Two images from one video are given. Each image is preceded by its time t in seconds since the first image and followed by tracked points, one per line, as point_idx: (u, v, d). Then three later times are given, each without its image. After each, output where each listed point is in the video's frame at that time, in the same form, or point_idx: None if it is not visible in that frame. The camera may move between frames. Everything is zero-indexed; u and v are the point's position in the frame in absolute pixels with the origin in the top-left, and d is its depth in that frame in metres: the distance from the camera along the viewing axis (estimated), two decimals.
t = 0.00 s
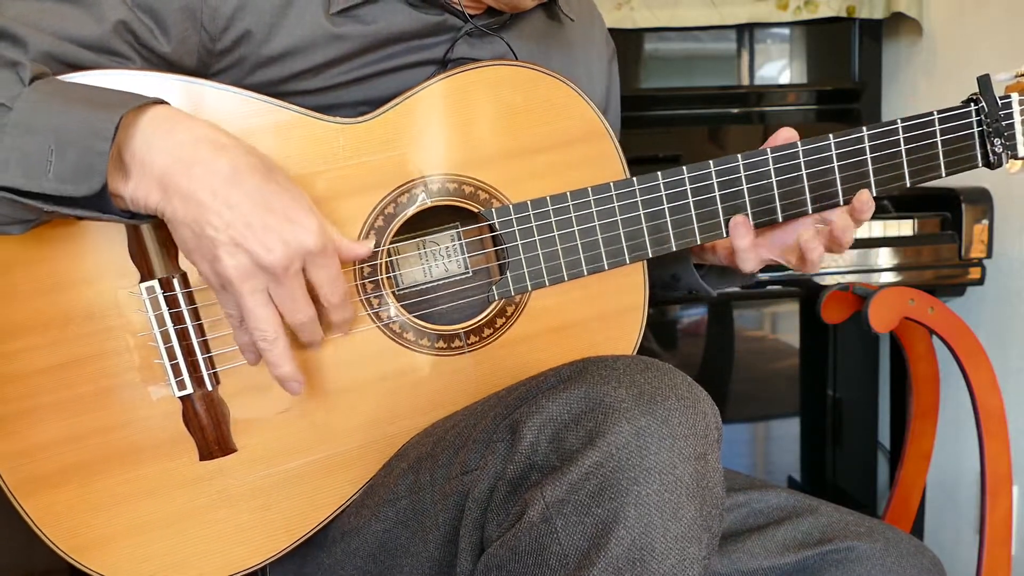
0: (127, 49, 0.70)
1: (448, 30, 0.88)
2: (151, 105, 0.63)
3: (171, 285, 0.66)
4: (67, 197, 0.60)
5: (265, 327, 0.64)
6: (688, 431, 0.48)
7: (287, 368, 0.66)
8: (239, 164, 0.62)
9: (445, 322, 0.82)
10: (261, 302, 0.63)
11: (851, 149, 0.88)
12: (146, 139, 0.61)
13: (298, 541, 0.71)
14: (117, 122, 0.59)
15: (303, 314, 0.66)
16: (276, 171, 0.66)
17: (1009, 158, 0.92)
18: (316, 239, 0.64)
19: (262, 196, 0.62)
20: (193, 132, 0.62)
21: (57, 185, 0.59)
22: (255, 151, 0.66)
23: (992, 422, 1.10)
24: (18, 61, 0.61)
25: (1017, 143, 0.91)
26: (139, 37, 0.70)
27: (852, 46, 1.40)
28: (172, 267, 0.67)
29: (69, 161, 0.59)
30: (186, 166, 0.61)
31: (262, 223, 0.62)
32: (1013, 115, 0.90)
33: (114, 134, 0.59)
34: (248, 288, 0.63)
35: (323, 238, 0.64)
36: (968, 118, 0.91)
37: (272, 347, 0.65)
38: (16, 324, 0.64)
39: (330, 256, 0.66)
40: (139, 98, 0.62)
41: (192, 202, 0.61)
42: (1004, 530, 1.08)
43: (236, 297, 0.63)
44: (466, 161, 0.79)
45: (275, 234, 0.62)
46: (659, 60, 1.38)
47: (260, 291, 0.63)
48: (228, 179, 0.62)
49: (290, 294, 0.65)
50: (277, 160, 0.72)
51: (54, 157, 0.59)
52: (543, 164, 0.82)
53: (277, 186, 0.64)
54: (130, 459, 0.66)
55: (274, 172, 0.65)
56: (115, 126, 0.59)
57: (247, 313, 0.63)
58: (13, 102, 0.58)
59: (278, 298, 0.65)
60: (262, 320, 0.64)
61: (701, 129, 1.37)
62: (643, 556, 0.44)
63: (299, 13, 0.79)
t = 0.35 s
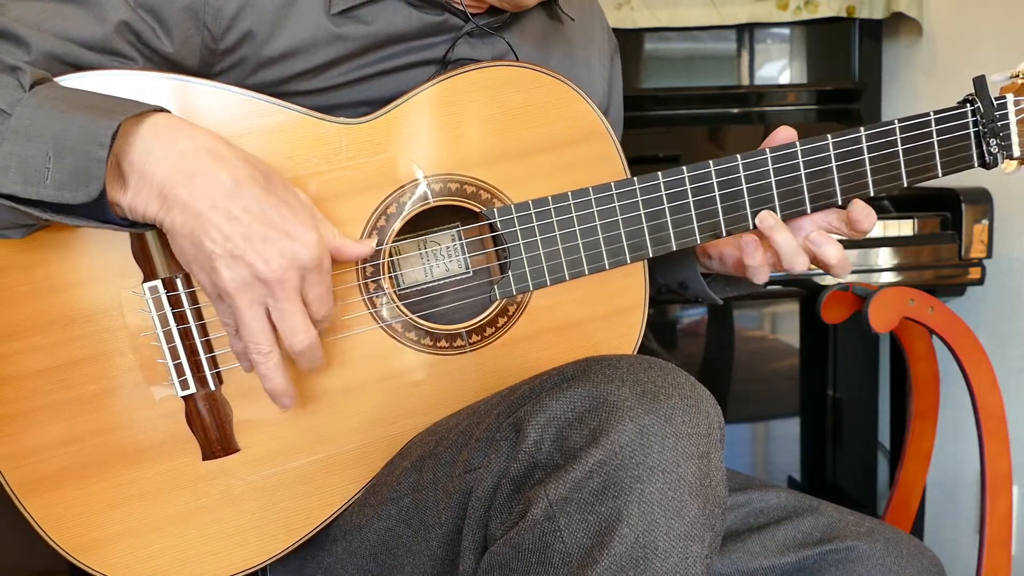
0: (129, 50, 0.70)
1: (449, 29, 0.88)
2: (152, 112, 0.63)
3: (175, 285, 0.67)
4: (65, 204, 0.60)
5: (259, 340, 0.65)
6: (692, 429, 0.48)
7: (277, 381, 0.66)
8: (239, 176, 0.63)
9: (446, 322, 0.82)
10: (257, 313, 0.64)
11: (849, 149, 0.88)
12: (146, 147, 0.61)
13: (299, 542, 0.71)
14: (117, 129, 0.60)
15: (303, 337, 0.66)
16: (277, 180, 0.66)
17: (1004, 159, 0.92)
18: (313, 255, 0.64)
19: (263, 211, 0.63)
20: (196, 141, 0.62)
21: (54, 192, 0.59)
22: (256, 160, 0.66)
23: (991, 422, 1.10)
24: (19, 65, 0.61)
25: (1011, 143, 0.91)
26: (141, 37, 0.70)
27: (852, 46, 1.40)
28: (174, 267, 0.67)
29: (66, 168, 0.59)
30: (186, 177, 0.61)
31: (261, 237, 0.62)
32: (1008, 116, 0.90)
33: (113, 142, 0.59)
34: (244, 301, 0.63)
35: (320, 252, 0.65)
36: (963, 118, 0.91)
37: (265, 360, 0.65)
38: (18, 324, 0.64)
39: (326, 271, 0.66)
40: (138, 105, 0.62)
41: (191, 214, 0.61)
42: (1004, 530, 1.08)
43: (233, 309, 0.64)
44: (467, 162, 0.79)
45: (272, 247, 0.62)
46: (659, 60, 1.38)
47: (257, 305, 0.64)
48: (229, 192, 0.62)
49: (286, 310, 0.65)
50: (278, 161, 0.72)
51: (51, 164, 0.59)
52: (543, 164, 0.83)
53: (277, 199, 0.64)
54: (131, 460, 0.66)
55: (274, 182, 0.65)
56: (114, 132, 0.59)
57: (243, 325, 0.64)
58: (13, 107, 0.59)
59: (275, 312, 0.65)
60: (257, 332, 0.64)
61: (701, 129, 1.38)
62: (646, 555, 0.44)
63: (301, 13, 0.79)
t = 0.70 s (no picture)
0: (128, 50, 0.70)
1: (448, 28, 0.88)
2: (153, 103, 0.63)
3: (174, 286, 0.67)
4: (69, 196, 0.60)
5: (264, 327, 0.64)
6: (692, 430, 0.48)
7: (286, 366, 0.66)
8: (242, 162, 0.63)
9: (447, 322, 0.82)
10: (262, 300, 0.63)
11: (850, 149, 0.88)
12: (150, 137, 0.61)
13: (298, 543, 0.71)
14: (120, 121, 0.59)
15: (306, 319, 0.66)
16: (279, 171, 0.66)
17: (1006, 158, 0.92)
18: (318, 239, 0.64)
19: (266, 196, 0.63)
20: (199, 129, 0.62)
21: (59, 183, 0.59)
22: (258, 150, 0.66)
23: (991, 422, 1.10)
24: (19, 60, 0.61)
25: (1014, 144, 0.91)
26: (140, 37, 0.70)
27: (852, 47, 1.40)
28: (173, 268, 0.67)
29: (72, 160, 0.59)
30: (190, 164, 0.61)
31: (266, 222, 0.62)
32: (1010, 115, 0.90)
33: (118, 133, 0.59)
34: (248, 289, 0.62)
35: (326, 237, 0.64)
36: (965, 118, 0.91)
37: (271, 347, 0.65)
38: (18, 325, 0.64)
39: (332, 257, 0.66)
40: (142, 96, 0.62)
41: (195, 201, 0.61)
42: (1004, 529, 1.08)
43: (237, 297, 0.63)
44: (467, 162, 0.79)
45: (277, 232, 0.62)
46: (659, 60, 1.38)
47: (262, 292, 0.63)
48: (232, 177, 0.62)
49: (291, 296, 0.64)
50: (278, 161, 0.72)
51: (55, 156, 0.59)
52: (544, 164, 0.83)
53: (280, 186, 0.64)
54: (130, 461, 0.66)
55: (276, 171, 0.65)
56: (118, 124, 0.59)
57: (248, 312, 0.63)
58: (14, 102, 0.58)
59: (279, 298, 0.64)
60: (262, 319, 0.64)
61: (701, 129, 1.38)
62: (647, 555, 0.44)
63: (299, 12, 0.79)
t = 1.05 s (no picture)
0: (127, 51, 0.70)
1: (446, 28, 0.88)
2: (159, 98, 0.63)
3: (174, 287, 0.67)
4: (79, 192, 0.60)
5: (269, 321, 0.63)
6: (691, 429, 0.48)
7: (291, 364, 0.66)
8: (247, 156, 0.62)
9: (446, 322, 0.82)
10: (268, 293, 0.63)
11: (847, 146, 0.88)
12: (157, 131, 0.61)
13: (299, 544, 0.71)
14: (128, 117, 0.60)
15: (315, 314, 0.65)
16: (284, 165, 0.66)
17: (1003, 155, 0.92)
18: (323, 230, 0.63)
19: (271, 186, 0.62)
20: (206, 123, 0.63)
21: (67, 179, 0.59)
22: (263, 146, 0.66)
23: (991, 422, 1.10)
24: (24, 58, 0.61)
25: (1010, 140, 0.91)
26: (138, 39, 0.71)
27: (852, 46, 1.41)
28: (173, 269, 0.67)
29: (80, 156, 0.59)
30: (197, 156, 0.61)
31: (271, 213, 0.61)
32: (1007, 112, 0.90)
33: (125, 129, 0.59)
34: (254, 279, 0.62)
35: (330, 229, 0.64)
36: (961, 115, 0.91)
37: (276, 343, 0.65)
38: (18, 326, 0.64)
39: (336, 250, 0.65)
40: (148, 91, 0.62)
41: (201, 192, 0.60)
42: (1004, 530, 1.08)
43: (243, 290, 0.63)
44: (467, 161, 0.79)
45: (283, 222, 0.62)
46: (658, 60, 1.39)
47: (268, 284, 0.63)
48: (237, 170, 0.61)
49: (297, 287, 0.64)
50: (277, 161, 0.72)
51: (64, 152, 0.59)
52: (544, 163, 0.83)
53: (285, 178, 0.64)
54: (130, 462, 0.66)
55: (280, 165, 0.65)
56: (125, 121, 0.59)
57: (254, 305, 0.63)
58: (20, 99, 0.58)
59: (285, 290, 0.64)
60: (267, 313, 0.63)
61: (701, 129, 1.38)
62: (646, 555, 0.44)
63: (297, 12, 0.79)
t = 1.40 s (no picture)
0: (122, 53, 0.70)
1: (441, 25, 0.88)
2: (142, 137, 0.61)
3: (170, 291, 0.67)
4: (62, 235, 0.59)
5: (279, 353, 0.65)
6: (691, 430, 0.48)
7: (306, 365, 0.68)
8: (234, 196, 0.61)
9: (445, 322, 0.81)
10: (269, 330, 0.63)
11: (847, 142, 0.88)
12: (141, 173, 0.59)
13: (300, 545, 0.72)
14: (111, 160, 0.58)
15: (320, 343, 0.66)
16: (273, 201, 0.64)
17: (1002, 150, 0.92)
18: (315, 270, 0.62)
19: (259, 230, 0.61)
20: (190, 162, 0.61)
21: (51, 222, 0.58)
22: (251, 177, 0.64)
23: (991, 422, 1.10)
24: (8, 87, 0.59)
25: (1010, 135, 0.91)
26: (133, 40, 0.70)
27: (852, 46, 1.40)
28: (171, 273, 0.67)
29: (63, 200, 0.58)
30: (184, 199, 0.59)
31: (260, 259, 0.60)
32: (1007, 107, 0.90)
33: (109, 172, 0.58)
34: (250, 323, 0.62)
35: (323, 267, 0.63)
36: (961, 110, 0.91)
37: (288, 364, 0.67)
38: (16, 331, 0.63)
39: (332, 283, 0.64)
40: (133, 130, 0.61)
41: (189, 240, 0.60)
42: (1004, 530, 1.08)
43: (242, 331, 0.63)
44: (464, 161, 0.79)
45: (273, 266, 0.61)
46: (659, 60, 1.39)
47: (266, 323, 0.63)
48: (224, 213, 0.60)
49: (298, 325, 0.64)
50: (269, 164, 0.72)
51: (47, 193, 0.58)
52: (543, 161, 0.83)
53: (274, 217, 0.62)
54: (130, 466, 0.66)
55: (269, 202, 0.63)
56: (109, 163, 0.58)
57: (256, 343, 0.64)
58: (5, 133, 0.57)
59: (286, 328, 0.64)
60: (274, 347, 0.64)
61: (701, 129, 1.38)
62: (647, 555, 0.44)
63: (293, 10, 0.79)
